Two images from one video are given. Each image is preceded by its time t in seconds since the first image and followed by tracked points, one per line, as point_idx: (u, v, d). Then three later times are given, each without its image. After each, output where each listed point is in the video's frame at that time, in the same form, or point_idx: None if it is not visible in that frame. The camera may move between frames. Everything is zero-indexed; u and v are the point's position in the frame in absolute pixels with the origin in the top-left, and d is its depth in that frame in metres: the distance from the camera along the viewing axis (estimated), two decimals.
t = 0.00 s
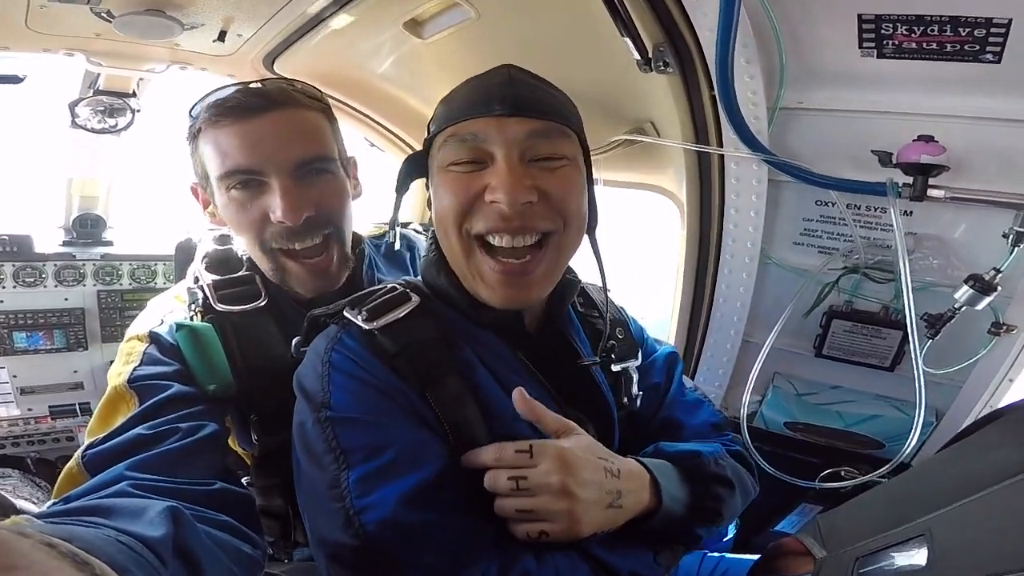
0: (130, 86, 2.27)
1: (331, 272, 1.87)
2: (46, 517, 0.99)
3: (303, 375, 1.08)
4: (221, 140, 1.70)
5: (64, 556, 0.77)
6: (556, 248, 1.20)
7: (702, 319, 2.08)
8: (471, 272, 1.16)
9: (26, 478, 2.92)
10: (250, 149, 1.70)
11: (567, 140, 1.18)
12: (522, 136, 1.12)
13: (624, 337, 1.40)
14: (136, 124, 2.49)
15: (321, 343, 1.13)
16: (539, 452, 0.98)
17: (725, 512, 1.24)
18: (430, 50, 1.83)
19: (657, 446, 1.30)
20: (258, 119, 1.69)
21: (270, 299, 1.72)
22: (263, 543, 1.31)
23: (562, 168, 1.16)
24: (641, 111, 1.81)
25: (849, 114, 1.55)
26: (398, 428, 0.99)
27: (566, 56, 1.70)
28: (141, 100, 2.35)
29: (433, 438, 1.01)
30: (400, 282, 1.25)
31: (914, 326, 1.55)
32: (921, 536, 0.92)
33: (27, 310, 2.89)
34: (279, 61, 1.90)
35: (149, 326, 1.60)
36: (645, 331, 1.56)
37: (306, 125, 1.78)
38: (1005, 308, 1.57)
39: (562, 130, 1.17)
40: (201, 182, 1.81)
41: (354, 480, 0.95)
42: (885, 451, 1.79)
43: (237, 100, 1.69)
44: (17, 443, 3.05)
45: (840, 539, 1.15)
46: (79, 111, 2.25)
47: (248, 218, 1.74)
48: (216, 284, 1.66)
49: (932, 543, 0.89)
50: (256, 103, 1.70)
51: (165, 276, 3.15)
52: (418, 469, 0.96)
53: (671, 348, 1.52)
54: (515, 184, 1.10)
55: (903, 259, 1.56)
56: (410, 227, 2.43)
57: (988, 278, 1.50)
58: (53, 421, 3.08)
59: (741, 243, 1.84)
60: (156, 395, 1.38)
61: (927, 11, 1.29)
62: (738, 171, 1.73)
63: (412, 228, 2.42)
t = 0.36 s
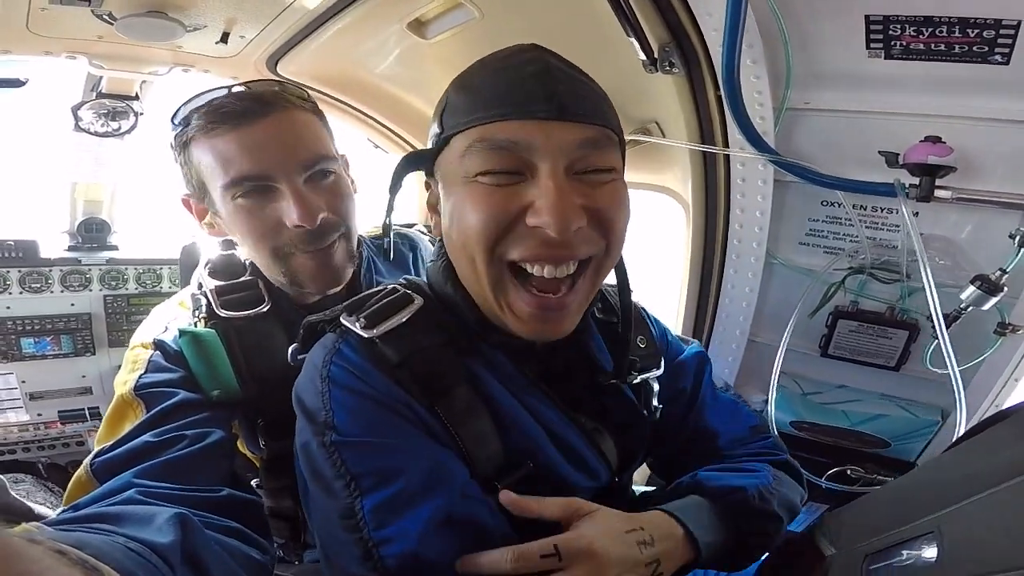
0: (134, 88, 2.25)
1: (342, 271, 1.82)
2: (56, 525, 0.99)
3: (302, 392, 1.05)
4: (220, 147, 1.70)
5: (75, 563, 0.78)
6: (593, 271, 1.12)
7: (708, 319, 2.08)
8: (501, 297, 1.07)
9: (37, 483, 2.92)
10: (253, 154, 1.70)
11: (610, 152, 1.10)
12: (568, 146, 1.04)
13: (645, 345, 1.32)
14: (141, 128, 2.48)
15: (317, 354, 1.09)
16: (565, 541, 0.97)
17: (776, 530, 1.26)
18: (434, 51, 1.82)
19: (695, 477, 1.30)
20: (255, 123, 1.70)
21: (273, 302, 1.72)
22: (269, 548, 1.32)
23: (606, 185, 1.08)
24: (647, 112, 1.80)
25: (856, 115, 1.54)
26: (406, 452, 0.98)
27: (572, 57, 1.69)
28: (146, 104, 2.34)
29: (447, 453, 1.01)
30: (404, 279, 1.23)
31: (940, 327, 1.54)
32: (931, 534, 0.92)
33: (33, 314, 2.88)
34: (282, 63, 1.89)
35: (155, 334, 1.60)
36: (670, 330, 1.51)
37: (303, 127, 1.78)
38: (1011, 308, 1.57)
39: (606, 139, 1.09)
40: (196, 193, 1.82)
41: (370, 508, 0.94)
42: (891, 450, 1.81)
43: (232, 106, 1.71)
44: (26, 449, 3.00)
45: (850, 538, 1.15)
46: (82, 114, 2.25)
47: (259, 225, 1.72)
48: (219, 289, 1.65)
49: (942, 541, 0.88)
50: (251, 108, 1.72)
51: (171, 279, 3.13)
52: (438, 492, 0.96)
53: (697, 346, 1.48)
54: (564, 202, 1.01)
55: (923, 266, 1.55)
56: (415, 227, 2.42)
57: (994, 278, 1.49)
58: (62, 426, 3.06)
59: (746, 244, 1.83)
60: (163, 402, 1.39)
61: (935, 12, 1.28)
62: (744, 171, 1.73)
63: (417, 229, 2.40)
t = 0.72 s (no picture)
0: (140, 87, 2.24)
1: (342, 270, 1.86)
2: (59, 522, 0.98)
3: (324, 401, 1.04)
4: (226, 144, 1.71)
5: (76, 560, 0.76)
6: (635, 302, 1.11)
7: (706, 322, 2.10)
8: (535, 319, 1.07)
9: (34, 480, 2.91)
10: (258, 152, 1.71)
11: (681, 186, 1.03)
12: (633, 182, 0.97)
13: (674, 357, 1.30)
14: (146, 126, 2.47)
15: (339, 357, 1.08)
16: None
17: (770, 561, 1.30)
18: (438, 53, 1.83)
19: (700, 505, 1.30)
20: (262, 120, 1.71)
21: (276, 301, 1.73)
22: (271, 547, 1.29)
23: (669, 225, 1.03)
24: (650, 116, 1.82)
25: (855, 121, 1.56)
26: (437, 477, 0.98)
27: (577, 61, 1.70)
28: (152, 102, 2.33)
29: (475, 471, 1.02)
30: (427, 277, 1.22)
31: (928, 329, 1.57)
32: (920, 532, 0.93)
33: (33, 311, 2.87)
34: (290, 63, 1.90)
35: (158, 332, 1.60)
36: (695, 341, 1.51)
37: (311, 128, 1.79)
38: (1005, 313, 1.60)
39: (681, 174, 1.02)
40: (202, 189, 1.84)
41: (401, 535, 0.95)
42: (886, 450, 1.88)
43: (238, 103, 1.71)
44: (23, 447, 2.95)
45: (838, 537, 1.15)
46: (90, 111, 2.26)
47: (261, 221, 1.75)
48: (221, 288, 1.65)
49: (930, 538, 0.89)
50: (257, 105, 1.72)
51: (171, 278, 3.14)
52: (464, 519, 0.98)
53: (719, 359, 1.49)
54: (620, 245, 0.97)
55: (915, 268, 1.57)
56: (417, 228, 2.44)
57: (989, 283, 1.52)
58: (60, 423, 3.02)
59: (745, 247, 1.85)
60: (164, 401, 1.38)
61: (935, 20, 1.30)
62: (744, 175, 1.76)
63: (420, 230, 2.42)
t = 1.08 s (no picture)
0: (148, 83, 2.25)
1: (345, 270, 1.87)
2: (61, 519, 0.98)
3: (352, 383, 1.05)
4: (227, 141, 1.72)
5: (77, 557, 0.77)
6: (591, 307, 1.06)
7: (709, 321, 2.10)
8: (496, 303, 1.11)
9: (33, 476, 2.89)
10: (259, 150, 1.72)
11: (623, 185, 0.97)
12: (552, 172, 0.97)
13: (696, 357, 1.32)
14: (153, 122, 2.48)
15: (366, 343, 1.10)
16: None
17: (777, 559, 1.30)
18: (441, 52, 1.84)
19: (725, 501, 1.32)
20: (259, 118, 1.71)
21: (277, 298, 1.73)
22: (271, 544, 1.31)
23: (611, 220, 0.99)
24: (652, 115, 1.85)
25: (855, 119, 1.58)
26: (461, 463, 0.99)
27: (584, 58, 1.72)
28: (159, 98, 2.34)
29: (496, 463, 1.04)
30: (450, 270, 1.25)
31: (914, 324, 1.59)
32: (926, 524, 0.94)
33: (36, 306, 2.87)
34: (296, 61, 1.92)
35: (159, 326, 1.61)
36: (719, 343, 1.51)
37: (314, 127, 1.81)
38: (1005, 309, 1.62)
39: (620, 169, 0.97)
40: (202, 187, 1.84)
41: (418, 519, 0.94)
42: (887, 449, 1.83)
43: (237, 100, 1.71)
44: (21, 441, 2.94)
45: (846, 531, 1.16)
46: (98, 107, 2.24)
47: (264, 218, 1.76)
48: (222, 284, 1.66)
49: (935, 532, 0.90)
50: (253, 102, 1.72)
51: (174, 274, 3.15)
52: (479, 511, 0.98)
53: (744, 364, 1.48)
54: (530, 234, 0.98)
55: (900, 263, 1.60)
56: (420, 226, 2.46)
57: (988, 279, 1.53)
58: (59, 419, 3.00)
59: (747, 246, 1.87)
60: (166, 396, 1.39)
61: (933, 19, 1.33)
62: (744, 174, 1.77)
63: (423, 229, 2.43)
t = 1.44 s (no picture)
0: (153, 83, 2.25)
1: (349, 277, 1.87)
2: (59, 520, 0.98)
3: (344, 375, 1.10)
4: (235, 144, 1.72)
5: (76, 558, 0.76)
6: (575, 285, 1.10)
7: (709, 326, 2.10)
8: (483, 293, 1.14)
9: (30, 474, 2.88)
10: (269, 154, 1.72)
11: (594, 160, 1.05)
12: (533, 153, 1.03)
13: (677, 352, 1.36)
14: (158, 121, 2.49)
15: (358, 338, 1.16)
16: None
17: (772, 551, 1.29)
18: (444, 54, 1.85)
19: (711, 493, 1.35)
20: (269, 121, 1.72)
21: (278, 300, 1.73)
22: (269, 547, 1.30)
23: (588, 195, 1.05)
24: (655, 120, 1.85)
25: (859, 124, 1.58)
26: (444, 448, 1.03)
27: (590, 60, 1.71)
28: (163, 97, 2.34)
29: (481, 453, 1.07)
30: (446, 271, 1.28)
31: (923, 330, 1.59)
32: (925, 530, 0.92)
33: (37, 305, 2.87)
34: (300, 62, 1.92)
35: (160, 326, 1.61)
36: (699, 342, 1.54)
37: (320, 132, 1.80)
38: (1008, 316, 1.62)
39: (592, 147, 1.04)
40: (208, 187, 1.84)
41: (401, 501, 0.98)
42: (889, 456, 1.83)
43: (247, 103, 1.71)
44: (19, 440, 2.94)
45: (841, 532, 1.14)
46: (103, 107, 2.25)
47: (271, 223, 1.76)
48: (225, 283, 1.67)
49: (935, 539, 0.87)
50: (263, 105, 1.72)
51: (175, 274, 3.15)
52: (464, 495, 1.01)
53: (725, 361, 1.51)
54: (518, 211, 1.02)
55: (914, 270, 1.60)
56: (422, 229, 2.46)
57: (991, 286, 1.53)
58: (58, 417, 3.01)
59: (749, 251, 1.86)
60: (165, 397, 1.38)
61: (937, 24, 1.33)
62: (747, 179, 1.76)
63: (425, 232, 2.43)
